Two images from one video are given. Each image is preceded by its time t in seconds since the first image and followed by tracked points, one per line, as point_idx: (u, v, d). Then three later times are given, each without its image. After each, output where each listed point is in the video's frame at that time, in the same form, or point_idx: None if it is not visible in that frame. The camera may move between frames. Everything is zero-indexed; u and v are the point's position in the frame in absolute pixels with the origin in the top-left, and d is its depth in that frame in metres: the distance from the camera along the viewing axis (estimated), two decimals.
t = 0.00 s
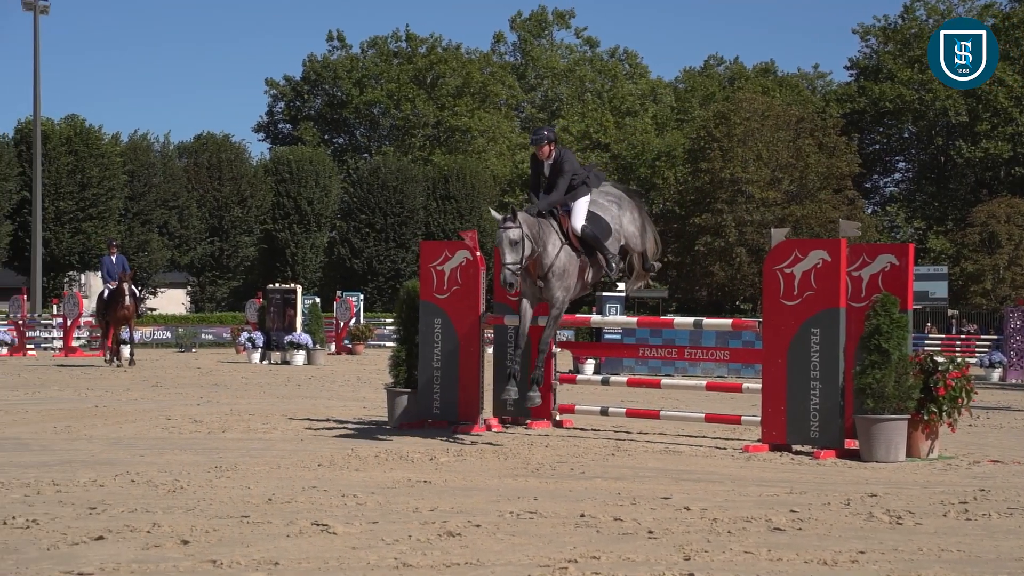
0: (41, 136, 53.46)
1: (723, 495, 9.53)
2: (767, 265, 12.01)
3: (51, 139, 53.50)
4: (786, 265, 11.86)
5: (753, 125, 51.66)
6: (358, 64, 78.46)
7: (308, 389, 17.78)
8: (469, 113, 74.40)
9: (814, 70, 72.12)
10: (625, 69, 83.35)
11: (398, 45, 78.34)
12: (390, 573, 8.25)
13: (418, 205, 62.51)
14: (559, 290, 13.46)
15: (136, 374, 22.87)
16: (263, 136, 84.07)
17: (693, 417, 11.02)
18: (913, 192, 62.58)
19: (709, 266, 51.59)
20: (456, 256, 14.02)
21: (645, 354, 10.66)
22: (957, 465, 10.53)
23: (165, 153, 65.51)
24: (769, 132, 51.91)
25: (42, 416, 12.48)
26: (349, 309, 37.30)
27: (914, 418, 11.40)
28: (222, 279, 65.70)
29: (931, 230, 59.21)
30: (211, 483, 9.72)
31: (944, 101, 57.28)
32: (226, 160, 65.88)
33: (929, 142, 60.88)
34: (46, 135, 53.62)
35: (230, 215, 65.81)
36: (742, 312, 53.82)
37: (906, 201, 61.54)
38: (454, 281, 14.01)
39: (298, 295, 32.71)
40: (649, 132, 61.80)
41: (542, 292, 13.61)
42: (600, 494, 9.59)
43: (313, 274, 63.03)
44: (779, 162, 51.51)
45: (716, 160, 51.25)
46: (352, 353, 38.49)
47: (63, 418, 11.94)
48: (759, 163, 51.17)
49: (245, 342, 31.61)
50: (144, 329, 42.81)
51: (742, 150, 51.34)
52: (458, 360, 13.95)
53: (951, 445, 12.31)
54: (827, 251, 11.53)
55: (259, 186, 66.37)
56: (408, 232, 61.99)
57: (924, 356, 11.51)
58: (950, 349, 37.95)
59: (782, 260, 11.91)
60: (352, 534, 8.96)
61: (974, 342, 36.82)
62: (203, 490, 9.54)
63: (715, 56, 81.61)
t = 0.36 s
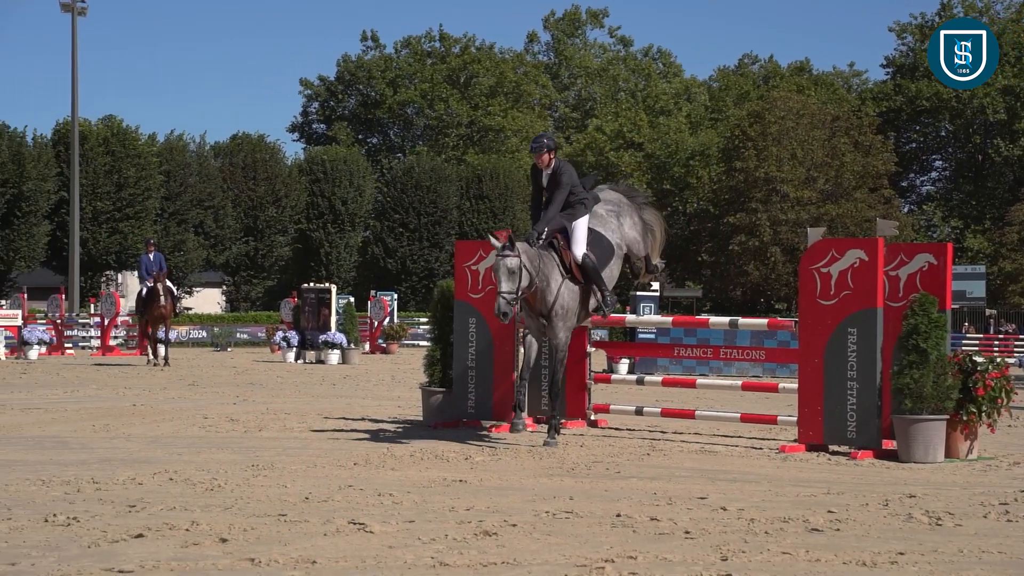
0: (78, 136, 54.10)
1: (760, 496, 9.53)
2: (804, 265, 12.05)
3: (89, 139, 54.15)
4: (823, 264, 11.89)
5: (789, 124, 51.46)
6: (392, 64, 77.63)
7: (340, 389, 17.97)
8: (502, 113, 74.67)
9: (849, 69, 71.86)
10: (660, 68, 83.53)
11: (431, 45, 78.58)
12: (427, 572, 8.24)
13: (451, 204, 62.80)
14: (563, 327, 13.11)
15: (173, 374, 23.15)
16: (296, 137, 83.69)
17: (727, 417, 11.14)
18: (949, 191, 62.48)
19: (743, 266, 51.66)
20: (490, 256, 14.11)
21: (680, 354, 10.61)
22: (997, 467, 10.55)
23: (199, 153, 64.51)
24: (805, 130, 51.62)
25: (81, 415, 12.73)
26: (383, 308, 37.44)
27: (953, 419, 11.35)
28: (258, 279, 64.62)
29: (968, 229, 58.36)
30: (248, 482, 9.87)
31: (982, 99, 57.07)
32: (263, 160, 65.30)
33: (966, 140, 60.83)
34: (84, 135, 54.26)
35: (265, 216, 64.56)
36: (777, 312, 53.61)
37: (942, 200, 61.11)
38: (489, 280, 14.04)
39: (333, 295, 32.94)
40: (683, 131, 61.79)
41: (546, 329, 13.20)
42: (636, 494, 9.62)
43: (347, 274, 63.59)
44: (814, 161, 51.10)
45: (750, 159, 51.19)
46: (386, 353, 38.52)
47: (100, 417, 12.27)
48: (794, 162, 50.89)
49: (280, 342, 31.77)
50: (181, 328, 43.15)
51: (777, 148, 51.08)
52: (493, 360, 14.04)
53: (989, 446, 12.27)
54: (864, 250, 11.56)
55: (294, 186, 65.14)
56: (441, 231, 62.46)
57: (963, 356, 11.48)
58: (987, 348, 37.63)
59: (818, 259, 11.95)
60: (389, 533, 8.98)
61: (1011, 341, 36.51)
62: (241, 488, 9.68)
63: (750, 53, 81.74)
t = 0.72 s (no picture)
0: (119, 136, 54.56)
1: (800, 496, 9.52)
2: (844, 264, 12.02)
3: (129, 139, 54.60)
4: (863, 263, 11.86)
5: (827, 122, 51.23)
6: (429, 62, 79.59)
7: (375, 386, 18.13)
8: (539, 111, 74.96)
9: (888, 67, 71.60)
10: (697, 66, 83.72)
11: (468, 44, 79.07)
12: (467, 569, 8.25)
13: (488, 204, 62.93)
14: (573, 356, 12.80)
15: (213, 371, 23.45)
16: (334, 136, 84.70)
17: (767, 417, 11.59)
18: (991, 188, 61.85)
19: (781, 264, 51.64)
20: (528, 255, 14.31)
21: (719, 352, 10.59)
22: None
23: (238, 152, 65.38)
24: (843, 128, 51.34)
25: (123, 412, 12.95)
26: (420, 307, 37.61)
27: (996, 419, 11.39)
28: (296, 278, 65.21)
29: (1010, 228, 56.94)
30: (288, 479, 9.98)
31: None
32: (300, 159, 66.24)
33: (1009, 137, 60.31)
34: (124, 135, 54.67)
35: (303, 215, 65.67)
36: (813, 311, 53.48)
37: (984, 198, 60.62)
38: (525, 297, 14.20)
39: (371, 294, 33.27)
40: (720, 128, 61.29)
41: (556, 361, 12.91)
42: (675, 494, 9.64)
43: (385, 273, 63.76)
44: (853, 159, 50.74)
45: (788, 157, 51.15)
46: (423, 351, 38.61)
47: (140, 413, 12.49)
48: (832, 160, 50.63)
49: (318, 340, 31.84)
50: (220, 327, 43.44)
51: (816, 146, 50.89)
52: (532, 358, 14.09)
53: None
54: (905, 249, 11.50)
55: (331, 184, 66.62)
56: (478, 230, 62.48)
57: (1006, 355, 11.48)
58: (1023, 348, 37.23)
59: (858, 258, 11.93)
60: (428, 531, 9.00)
61: None
62: (281, 486, 9.78)
63: (787, 52, 81.71)
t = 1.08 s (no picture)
0: (162, 136, 55.04)
1: (844, 496, 9.48)
2: (888, 262, 12.05)
3: (171, 139, 55.01)
4: (907, 261, 11.87)
5: (868, 120, 51.02)
6: (468, 61, 78.42)
7: (416, 385, 18.23)
8: (578, 109, 75.22)
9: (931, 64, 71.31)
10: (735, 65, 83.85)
11: (507, 43, 79.07)
12: (510, 567, 8.24)
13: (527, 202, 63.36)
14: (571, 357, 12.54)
15: (256, 369, 23.66)
16: (374, 135, 85.06)
17: (809, 415, 11.75)
18: None
19: (822, 263, 51.50)
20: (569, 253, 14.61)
21: (760, 350, 10.56)
22: None
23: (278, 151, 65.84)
24: (885, 126, 51.01)
25: (167, 410, 13.13)
26: (459, 306, 37.67)
27: None
28: (336, 276, 65.54)
29: None
30: (330, 477, 10.07)
31: None
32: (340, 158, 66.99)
33: None
34: (166, 135, 55.13)
35: (342, 214, 65.42)
36: (854, 311, 53.16)
37: None
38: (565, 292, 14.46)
39: (411, 292, 33.47)
40: (761, 127, 61.90)
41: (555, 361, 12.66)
42: (718, 493, 9.62)
43: (424, 272, 63.93)
44: (895, 157, 50.47)
45: (829, 155, 51.17)
46: (462, 349, 38.74)
47: (184, 412, 12.66)
48: (874, 158, 50.38)
49: (360, 338, 31.93)
50: (261, 325, 43.33)
51: (857, 144, 50.74)
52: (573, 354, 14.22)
53: None
54: (950, 246, 11.52)
55: (371, 184, 66.03)
56: (517, 228, 62.68)
57: None
58: None
59: (903, 255, 11.94)
60: (471, 528, 9.02)
61: None
62: (324, 483, 9.85)
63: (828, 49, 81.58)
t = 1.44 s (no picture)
0: (206, 137, 55.43)
1: (892, 496, 9.42)
2: (934, 260, 11.95)
3: (216, 139, 55.48)
4: (954, 259, 11.79)
5: (913, 118, 50.66)
6: (509, 61, 78.66)
7: (459, 384, 18.32)
8: (620, 109, 75.48)
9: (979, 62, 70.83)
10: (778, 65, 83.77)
11: (549, 42, 78.86)
12: (555, 565, 8.23)
13: (569, 202, 62.27)
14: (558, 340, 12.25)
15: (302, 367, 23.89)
16: (416, 135, 85.50)
17: (854, 416, 11.81)
18: None
19: (866, 262, 51.14)
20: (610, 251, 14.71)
21: (805, 350, 10.53)
22: None
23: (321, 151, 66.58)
24: (930, 124, 50.65)
25: (215, 408, 13.33)
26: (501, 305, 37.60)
27: None
28: (378, 276, 66.31)
29: None
30: (375, 475, 10.13)
31: None
32: (383, 158, 67.80)
33: None
34: (210, 136, 55.59)
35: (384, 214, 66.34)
36: (900, 311, 52.51)
37: None
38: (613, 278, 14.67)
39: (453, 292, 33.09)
40: (804, 125, 62.42)
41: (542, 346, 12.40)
42: (763, 492, 9.60)
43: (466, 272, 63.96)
44: (941, 155, 50.20)
45: (873, 153, 51.04)
46: (504, 349, 38.74)
47: (232, 410, 12.84)
48: (919, 156, 50.07)
49: (403, 338, 32.04)
50: (303, 325, 43.54)
51: (902, 142, 50.52)
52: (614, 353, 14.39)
53: None
54: (998, 245, 11.43)
55: (412, 184, 66.56)
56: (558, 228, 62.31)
57: None
58: None
59: (949, 253, 11.85)
60: (515, 527, 9.02)
61: None
62: (368, 481, 9.92)
63: (873, 48, 81.26)
